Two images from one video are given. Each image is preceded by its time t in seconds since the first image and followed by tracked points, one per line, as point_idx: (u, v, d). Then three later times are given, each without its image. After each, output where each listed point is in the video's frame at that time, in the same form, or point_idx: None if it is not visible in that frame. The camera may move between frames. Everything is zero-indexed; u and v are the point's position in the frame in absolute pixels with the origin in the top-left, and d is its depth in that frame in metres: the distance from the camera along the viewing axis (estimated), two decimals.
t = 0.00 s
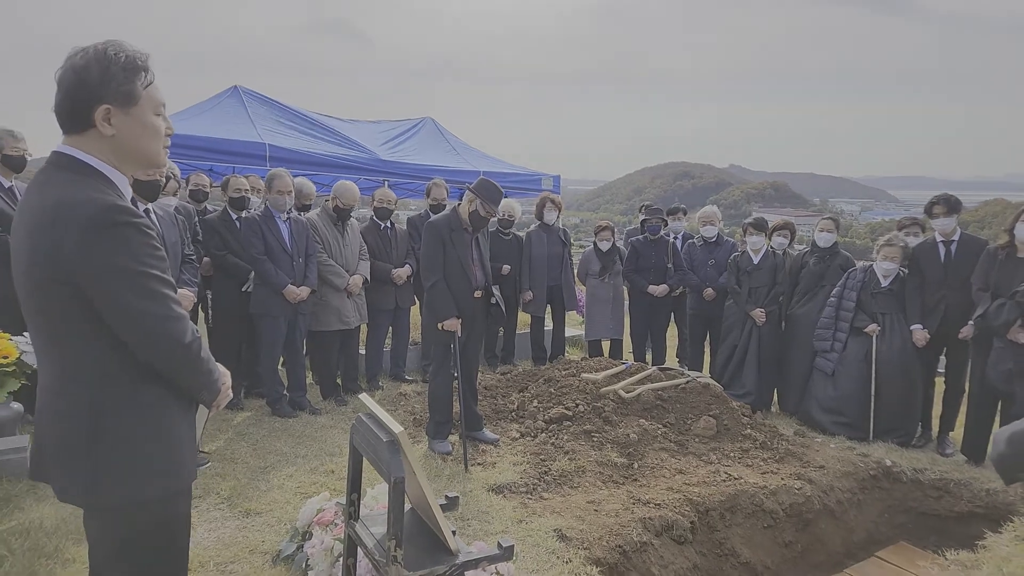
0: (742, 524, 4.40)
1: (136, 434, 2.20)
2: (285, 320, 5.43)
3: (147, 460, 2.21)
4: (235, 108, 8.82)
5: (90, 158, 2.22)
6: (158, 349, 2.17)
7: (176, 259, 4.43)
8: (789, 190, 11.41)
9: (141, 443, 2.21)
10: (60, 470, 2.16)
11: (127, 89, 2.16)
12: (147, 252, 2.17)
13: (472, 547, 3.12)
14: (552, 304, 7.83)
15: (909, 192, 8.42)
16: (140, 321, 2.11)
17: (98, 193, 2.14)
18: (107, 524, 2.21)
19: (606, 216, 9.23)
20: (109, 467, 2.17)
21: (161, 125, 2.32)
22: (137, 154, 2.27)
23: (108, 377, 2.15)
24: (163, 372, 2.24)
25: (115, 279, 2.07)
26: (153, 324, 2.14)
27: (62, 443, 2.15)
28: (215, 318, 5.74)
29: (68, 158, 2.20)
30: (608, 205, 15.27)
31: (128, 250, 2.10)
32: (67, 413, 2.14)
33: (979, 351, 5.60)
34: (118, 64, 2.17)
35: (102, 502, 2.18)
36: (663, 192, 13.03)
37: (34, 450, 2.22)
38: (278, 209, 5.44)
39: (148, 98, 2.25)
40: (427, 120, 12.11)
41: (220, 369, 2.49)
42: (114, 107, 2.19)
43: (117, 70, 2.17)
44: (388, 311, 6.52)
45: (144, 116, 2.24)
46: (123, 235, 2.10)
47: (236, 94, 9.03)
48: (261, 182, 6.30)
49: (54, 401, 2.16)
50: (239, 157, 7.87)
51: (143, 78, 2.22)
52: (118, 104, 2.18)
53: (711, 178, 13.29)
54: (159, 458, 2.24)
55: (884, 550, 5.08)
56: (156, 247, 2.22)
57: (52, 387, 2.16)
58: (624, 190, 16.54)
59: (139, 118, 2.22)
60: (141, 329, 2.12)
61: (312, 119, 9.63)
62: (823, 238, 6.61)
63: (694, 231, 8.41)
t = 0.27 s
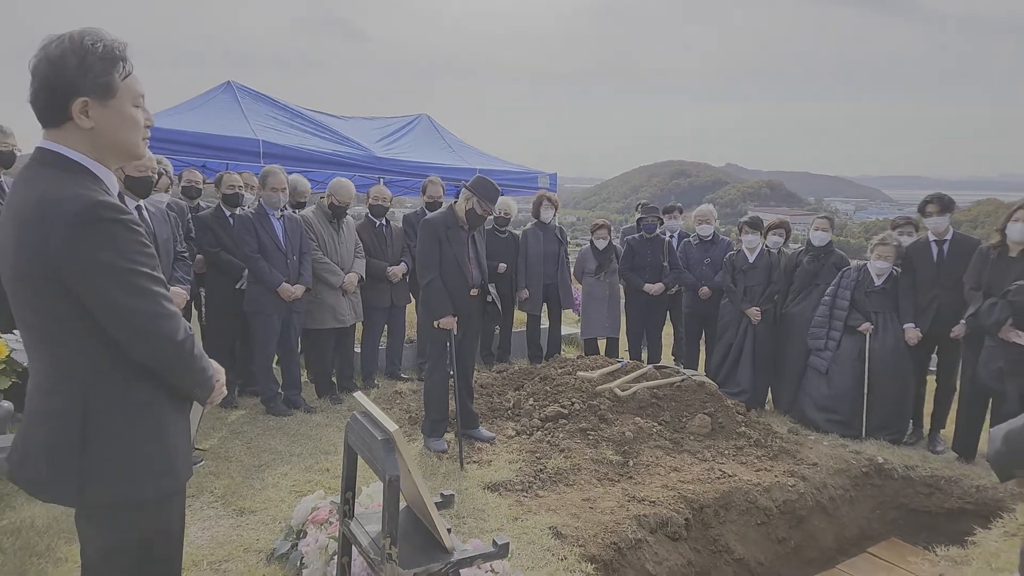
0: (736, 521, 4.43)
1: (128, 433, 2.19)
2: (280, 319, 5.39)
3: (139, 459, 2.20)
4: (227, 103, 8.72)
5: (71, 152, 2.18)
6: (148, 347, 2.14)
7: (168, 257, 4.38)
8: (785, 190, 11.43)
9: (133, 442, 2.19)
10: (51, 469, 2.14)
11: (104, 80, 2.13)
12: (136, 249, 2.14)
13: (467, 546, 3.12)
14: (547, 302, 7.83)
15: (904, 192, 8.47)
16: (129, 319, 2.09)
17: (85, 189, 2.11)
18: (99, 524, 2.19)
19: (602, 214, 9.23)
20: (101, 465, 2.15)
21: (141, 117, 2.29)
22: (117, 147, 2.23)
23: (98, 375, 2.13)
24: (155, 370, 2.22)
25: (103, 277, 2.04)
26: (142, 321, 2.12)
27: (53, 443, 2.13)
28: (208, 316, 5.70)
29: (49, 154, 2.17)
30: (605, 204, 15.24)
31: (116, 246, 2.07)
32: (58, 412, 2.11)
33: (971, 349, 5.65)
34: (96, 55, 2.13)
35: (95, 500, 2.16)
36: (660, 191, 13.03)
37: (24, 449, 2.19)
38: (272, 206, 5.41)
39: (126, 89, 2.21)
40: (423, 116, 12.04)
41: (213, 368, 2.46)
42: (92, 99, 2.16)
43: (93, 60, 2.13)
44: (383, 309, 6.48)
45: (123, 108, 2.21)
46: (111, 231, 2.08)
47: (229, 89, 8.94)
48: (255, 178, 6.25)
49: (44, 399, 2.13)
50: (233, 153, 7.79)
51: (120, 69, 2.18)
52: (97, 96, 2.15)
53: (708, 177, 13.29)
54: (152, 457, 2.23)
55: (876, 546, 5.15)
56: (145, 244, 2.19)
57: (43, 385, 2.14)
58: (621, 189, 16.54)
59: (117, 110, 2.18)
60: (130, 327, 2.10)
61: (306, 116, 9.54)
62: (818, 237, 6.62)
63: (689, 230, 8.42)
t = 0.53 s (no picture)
0: (729, 511, 4.47)
1: (124, 432, 2.18)
2: (272, 315, 5.37)
3: (137, 458, 2.19)
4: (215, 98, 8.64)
5: (49, 149, 2.15)
6: (136, 346, 2.13)
7: (157, 255, 4.34)
8: (776, 182, 11.45)
9: (129, 441, 2.19)
10: (49, 471, 2.13)
11: (79, 76, 2.10)
12: (118, 248, 2.12)
13: (462, 539, 3.14)
14: (540, 296, 7.83)
15: (894, 184, 8.50)
16: (114, 318, 2.07)
17: (63, 188, 2.08)
18: (100, 523, 2.19)
19: (595, 207, 9.22)
20: (99, 465, 2.15)
21: (118, 112, 2.26)
22: (94, 143, 2.21)
23: (88, 375, 2.11)
24: (147, 369, 2.21)
25: (86, 276, 2.02)
26: (128, 321, 2.10)
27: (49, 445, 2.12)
28: (199, 313, 5.67)
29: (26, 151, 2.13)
30: (598, 196, 15.23)
31: (98, 245, 2.05)
32: (52, 415, 2.10)
33: (961, 338, 5.70)
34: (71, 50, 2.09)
35: (95, 500, 2.16)
36: (651, 184, 13.03)
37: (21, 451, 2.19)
38: (262, 202, 5.37)
39: (102, 84, 2.18)
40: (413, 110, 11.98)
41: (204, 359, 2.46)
42: (69, 95, 2.13)
43: (67, 55, 2.10)
44: (375, 304, 6.47)
45: (100, 103, 2.18)
46: (93, 230, 2.05)
47: (216, 84, 8.85)
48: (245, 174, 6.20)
49: (36, 401, 2.12)
50: (221, 149, 7.72)
51: (96, 63, 2.15)
52: (74, 92, 2.11)
53: (699, 170, 13.29)
54: (149, 456, 2.22)
55: (867, 534, 5.19)
56: (128, 243, 2.16)
57: (35, 389, 2.12)
58: (614, 181, 16.53)
59: (93, 106, 2.16)
60: (115, 326, 2.08)
61: (295, 111, 9.47)
62: (810, 228, 6.65)
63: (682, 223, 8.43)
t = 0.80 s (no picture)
0: (725, 497, 4.50)
1: (123, 415, 2.19)
2: (268, 302, 5.37)
3: (134, 440, 2.20)
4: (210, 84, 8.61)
5: (44, 135, 2.14)
6: (134, 332, 2.14)
7: (154, 242, 4.34)
8: (773, 168, 11.40)
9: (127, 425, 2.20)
10: (48, 458, 2.12)
11: (75, 62, 2.08)
12: (115, 233, 2.12)
13: (458, 523, 3.12)
14: (537, 282, 7.83)
15: (891, 170, 8.47)
16: (111, 303, 2.07)
17: (58, 173, 2.08)
18: (100, 508, 2.19)
19: (591, 194, 9.20)
20: (100, 450, 2.15)
21: (113, 99, 2.24)
22: (90, 129, 2.20)
23: (86, 360, 2.12)
24: (145, 354, 2.22)
25: (82, 260, 2.02)
26: (125, 306, 2.10)
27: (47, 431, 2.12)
28: (195, 300, 5.67)
29: (21, 137, 2.12)
30: (594, 183, 15.18)
31: (94, 230, 2.05)
32: (51, 401, 2.10)
33: (958, 326, 5.69)
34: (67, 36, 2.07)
35: (96, 486, 2.16)
36: (648, 170, 12.99)
37: (18, 441, 2.18)
38: (258, 188, 5.36)
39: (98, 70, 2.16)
40: (409, 96, 11.93)
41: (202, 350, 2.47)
42: (64, 81, 2.10)
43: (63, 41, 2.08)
44: (372, 291, 6.48)
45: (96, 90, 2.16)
46: (88, 215, 2.05)
47: (211, 70, 8.81)
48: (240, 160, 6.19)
49: (33, 388, 2.12)
50: (217, 135, 7.70)
51: (92, 49, 2.12)
52: (69, 78, 2.09)
53: (696, 155, 13.23)
54: (147, 439, 2.23)
55: (862, 519, 5.19)
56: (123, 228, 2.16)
57: (33, 376, 2.12)
58: (610, 167, 16.46)
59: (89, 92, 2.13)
60: (111, 311, 2.08)
61: (291, 97, 9.43)
62: (807, 214, 6.65)
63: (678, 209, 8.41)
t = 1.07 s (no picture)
0: (725, 496, 4.47)
1: (124, 413, 2.19)
2: (269, 300, 5.40)
3: (136, 439, 2.19)
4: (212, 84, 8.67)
5: (47, 135, 2.12)
6: (136, 332, 2.13)
7: (155, 241, 4.36)
8: (773, 165, 11.39)
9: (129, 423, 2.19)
10: (49, 457, 2.12)
11: (80, 63, 2.06)
12: (118, 233, 2.10)
13: (456, 522, 3.10)
14: (536, 280, 7.84)
15: (891, 166, 8.44)
16: (113, 302, 2.06)
17: (63, 174, 2.06)
18: (100, 507, 2.18)
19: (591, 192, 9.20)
20: (100, 449, 2.14)
21: (117, 100, 2.22)
22: (93, 131, 2.18)
23: (87, 360, 2.11)
24: (145, 353, 2.21)
25: (85, 260, 2.01)
26: (127, 305, 2.09)
27: (48, 430, 2.11)
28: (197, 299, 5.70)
29: (24, 137, 2.10)
30: (593, 181, 15.19)
31: (98, 230, 2.04)
32: (52, 400, 2.09)
33: (960, 323, 5.66)
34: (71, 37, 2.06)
35: (97, 484, 2.15)
36: (647, 168, 12.98)
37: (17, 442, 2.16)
38: (258, 187, 5.39)
39: (102, 71, 2.14)
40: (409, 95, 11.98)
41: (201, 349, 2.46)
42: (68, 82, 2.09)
43: (68, 42, 2.07)
44: (371, 289, 6.50)
45: (100, 91, 2.14)
46: (92, 215, 2.04)
47: (213, 70, 8.89)
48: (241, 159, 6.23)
49: (33, 388, 2.11)
50: (218, 134, 7.76)
51: (96, 51, 2.11)
52: (73, 79, 2.08)
53: (695, 153, 13.23)
54: (149, 438, 2.22)
55: (864, 519, 5.15)
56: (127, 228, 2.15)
57: (34, 375, 2.11)
58: (609, 165, 16.46)
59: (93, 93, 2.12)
60: (114, 311, 2.07)
61: (292, 96, 9.49)
62: (807, 212, 6.61)
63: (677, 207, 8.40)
